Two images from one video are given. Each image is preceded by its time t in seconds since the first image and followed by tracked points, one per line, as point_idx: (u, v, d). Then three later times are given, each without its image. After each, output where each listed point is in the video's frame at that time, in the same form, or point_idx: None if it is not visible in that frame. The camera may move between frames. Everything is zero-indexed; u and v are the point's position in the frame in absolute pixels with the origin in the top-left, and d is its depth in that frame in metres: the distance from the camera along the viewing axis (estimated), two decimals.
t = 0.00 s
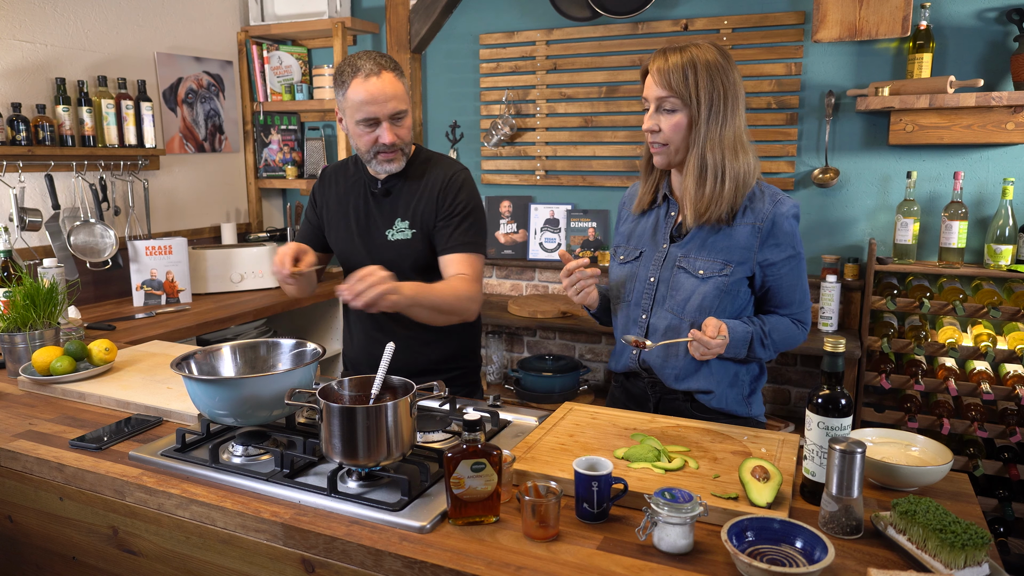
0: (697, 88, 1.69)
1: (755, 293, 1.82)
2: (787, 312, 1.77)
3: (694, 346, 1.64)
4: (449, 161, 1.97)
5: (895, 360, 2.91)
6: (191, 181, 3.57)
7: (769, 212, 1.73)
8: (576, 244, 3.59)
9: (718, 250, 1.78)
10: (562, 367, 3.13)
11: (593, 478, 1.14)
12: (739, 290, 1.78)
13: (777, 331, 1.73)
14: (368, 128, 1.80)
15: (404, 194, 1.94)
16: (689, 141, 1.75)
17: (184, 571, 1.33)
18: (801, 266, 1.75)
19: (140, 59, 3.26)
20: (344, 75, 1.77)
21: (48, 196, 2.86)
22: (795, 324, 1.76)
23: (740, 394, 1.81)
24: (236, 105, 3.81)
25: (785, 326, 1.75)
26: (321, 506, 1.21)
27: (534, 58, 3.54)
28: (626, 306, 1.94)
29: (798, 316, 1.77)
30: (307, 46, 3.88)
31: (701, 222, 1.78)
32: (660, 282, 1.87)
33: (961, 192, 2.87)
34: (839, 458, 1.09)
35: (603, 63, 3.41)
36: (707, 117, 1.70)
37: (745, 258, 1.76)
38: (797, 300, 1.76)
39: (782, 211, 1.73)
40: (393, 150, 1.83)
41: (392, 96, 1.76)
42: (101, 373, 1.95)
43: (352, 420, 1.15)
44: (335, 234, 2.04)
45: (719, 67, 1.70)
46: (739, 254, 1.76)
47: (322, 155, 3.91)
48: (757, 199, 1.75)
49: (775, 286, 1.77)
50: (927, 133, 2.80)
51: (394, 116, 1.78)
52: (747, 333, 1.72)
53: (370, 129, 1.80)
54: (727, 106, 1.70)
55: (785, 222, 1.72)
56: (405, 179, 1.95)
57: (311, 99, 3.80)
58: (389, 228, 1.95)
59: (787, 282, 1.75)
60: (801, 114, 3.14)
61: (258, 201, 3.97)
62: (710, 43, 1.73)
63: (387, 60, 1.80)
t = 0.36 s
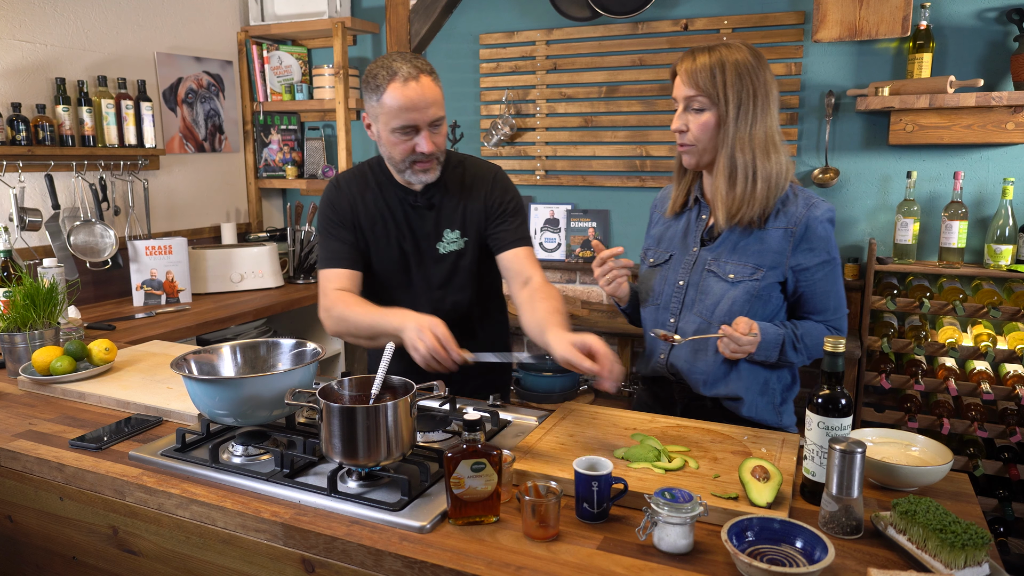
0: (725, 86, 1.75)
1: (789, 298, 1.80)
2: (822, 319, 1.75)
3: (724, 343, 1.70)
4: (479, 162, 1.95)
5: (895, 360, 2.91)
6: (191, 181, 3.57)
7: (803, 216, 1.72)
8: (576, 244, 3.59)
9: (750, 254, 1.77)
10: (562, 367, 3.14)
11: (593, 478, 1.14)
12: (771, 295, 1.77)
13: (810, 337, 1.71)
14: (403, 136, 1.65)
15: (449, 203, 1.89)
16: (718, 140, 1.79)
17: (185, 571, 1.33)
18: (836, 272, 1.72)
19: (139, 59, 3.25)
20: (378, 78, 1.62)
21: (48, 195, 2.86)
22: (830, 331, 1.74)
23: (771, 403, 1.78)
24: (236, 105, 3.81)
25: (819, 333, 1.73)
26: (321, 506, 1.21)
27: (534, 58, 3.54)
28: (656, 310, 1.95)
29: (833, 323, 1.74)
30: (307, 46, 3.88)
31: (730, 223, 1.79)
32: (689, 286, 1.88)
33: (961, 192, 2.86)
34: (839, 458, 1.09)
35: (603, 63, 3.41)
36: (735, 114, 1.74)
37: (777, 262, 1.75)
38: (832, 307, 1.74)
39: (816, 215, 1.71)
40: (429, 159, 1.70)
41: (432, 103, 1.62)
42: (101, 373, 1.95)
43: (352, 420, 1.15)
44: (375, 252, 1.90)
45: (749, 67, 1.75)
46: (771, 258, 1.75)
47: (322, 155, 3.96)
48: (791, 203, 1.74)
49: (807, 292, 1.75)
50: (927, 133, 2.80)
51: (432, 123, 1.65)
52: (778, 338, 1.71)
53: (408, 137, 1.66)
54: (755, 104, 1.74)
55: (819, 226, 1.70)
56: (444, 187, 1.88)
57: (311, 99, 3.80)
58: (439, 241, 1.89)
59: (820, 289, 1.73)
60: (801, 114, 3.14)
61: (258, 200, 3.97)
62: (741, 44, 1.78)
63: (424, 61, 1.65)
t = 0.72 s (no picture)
0: (788, 88, 1.67)
1: (827, 300, 1.79)
2: (861, 320, 1.75)
3: (775, 349, 1.65)
4: (526, 175, 1.86)
5: (895, 360, 2.91)
6: (191, 181, 3.57)
7: (845, 217, 1.71)
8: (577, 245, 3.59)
9: (792, 255, 1.75)
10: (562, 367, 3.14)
11: (592, 478, 1.14)
12: (812, 297, 1.75)
13: (854, 337, 1.72)
14: (463, 159, 1.52)
15: (507, 221, 1.79)
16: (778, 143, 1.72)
17: (185, 571, 1.33)
18: (876, 273, 1.72)
19: (139, 59, 3.26)
20: (437, 95, 1.48)
21: (48, 196, 2.86)
22: (870, 331, 1.74)
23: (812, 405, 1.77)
24: (236, 105, 3.81)
25: (860, 333, 1.73)
26: (321, 506, 1.21)
27: (534, 58, 3.54)
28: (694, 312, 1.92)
29: (873, 323, 1.75)
30: (307, 46, 3.88)
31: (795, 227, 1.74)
32: (729, 288, 1.84)
33: (960, 192, 2.86)
34: (839, 458, 1.09)
35: (603, 63, 3.41)
36: (799, 115, 1.68)
37: (819, 264, 1.73)
38: (872, 308, 1.74)
39: (858, 216, 1.70)
40: (490, 183, 1.56)
41: (496, 123, 1.49)
42: (101, 373, 1.95)
43: (352, 420, 1.15)
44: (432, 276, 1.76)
45: (799, 64, 1.69)
46: (813, 259, 1.73)
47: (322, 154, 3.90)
48: (832, 205, 1.73)
49: (849, 293, 1.74)
50: (927, 133, 2.80)
51: (495, 145, 1.51)
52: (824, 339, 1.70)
53: (469, 160, 1.52)
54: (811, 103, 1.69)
55: (861, 227, 1.70)
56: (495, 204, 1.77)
57: (311, 99, 3.79)
58: (494, 262, 1.80)
59: (861, 290, 1.72)
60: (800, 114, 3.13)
61: (258, 200, 3.97)
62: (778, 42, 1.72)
63: (484, 76, 1.52)
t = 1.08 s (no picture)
0: (809, 88, 1.67)
1: (837, 302, 1.79)
2: (870, 321, 1.76)
3: (794, 350, 1.66)
4: (558, 185, 1.86)
5: (895, 360, 2.91)
6: (191, 181, 3.57)
7: (857, 219, 1.72)
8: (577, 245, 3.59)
9: (805, 256, 1.75)
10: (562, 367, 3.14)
11: (593, 478, 1.14)
12: (823, 298, 1.75)
13: (863, 339, 1.73)
14: (503, 168, 1.51)
15: (537, 231, 1.79)
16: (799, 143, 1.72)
17: (185, 571, 1.33)
18: (885, 275, 1.73)
19: (138, 59, 3.26)
20: (481, 101, 1.47)
21: (48, 196, 2.86)
22: (877, 333, 1.76)
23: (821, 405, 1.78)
24: (236, 105, 3.81)
25: (868, 335, 1.74)
26: (321, 506, 1.21)
27: (534, 58, 3.54)
28: (704, 311, 1.91)
29: (880, 325, 1.76)
30: (306, 46, 3.89)
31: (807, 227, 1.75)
32: (742, 287, 1.84)
33: (960, 192, 2.86)
34: (839, 458, 1.09)
35: (603, 63, 3.41)
36: (818, 115, 1.69)
37: (831, 265, 1.73)
38: (880, 310, 1.75)
39: (871, 219, 1.71)
40: (526, 192, 1.57)
41: (539, 134, 1.48)
42: (101, 373, 1.95)
43: (351, 421, 1.15)
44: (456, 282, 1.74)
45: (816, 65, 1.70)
46: (826, 260, 1.73)
47: (322, 154, 3.91)
48: (845, 207, 1.74)
49: (860, 295, 1.74)
50: (927, 133, 2.80)
51: (536, 156, 1.51)
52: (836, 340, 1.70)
53: (510, 169, 1.51)
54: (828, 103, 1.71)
55: (872, 230, 1.71)
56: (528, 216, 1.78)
57: (311, 99, 3.79)
58: (521, 272, 1.80)
59: (871, 292, 1.73)
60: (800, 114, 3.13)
61: (258, 200, 3.97)
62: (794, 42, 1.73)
63: (530, 83, 1.51)
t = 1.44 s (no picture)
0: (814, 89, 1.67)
1: (838, 302, 1.79)
2: (870, 323, 1.76)
3: (796, 349, 1.66)
4: (565, 189, 1.86)
5: (895, 360, 2.90)
6: (191, 181, 3.57)
7: (860, 220, 1.71)
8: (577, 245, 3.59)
9: (807, 256, 1.75)
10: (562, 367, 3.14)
11: (593, 479, 1.14)
12: (825, 298, 1.75)
13: (863, 340, 1.73)
14: (513, 171, 1.51)
15: (543, 235, 1.79)
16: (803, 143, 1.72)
17: (185, 571, 1.33)
18: (886, 276, 1.73)
19: (139, 59, 3.26)
20: (492, 104, 1.47)
21: (48, 196, 2.86)
22: (876, 334, 1.76)
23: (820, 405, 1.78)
24: (236, 105, 3.81)
25: (868, 336, 1.74)
26: (321, 506, 1.21)
27: (534, 58, 3.54)
28: (705, 310, 1.91)
29: (880, 327, 1.77)
30: (306, 46, 3.89)
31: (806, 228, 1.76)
32: (744, 286, 1.83)
33: (960, 192, 2.86)
34: (839, 458, 1.09)
35: (603, 63, 3.41)
36: (822, 116, 1.69)
37: (833, 266, 1.73)
38: (880, 311, 1.75)
39: (873, 220, 1.71)
40: (535, 195, 1.56)
41: (548, 138, 1.48)
42: (101, 373, 1.95)
43: (351, 421, 1.15)
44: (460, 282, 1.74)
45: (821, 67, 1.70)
46: (828, 261, 1.73)
47: (322, 154, 3.91)
48: (847, 208, 1.74)
49: (860, 296, 1.74)
50: (928, 133, 2.80)
51: (546, 159, 1.51)
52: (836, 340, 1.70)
53: (518, 172, 1.51)
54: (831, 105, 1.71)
55: (874, 231, 1.71)
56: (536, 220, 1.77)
57: (311, 99, 3.79)
58: (526, 276, 1.80)
59: (872, 293, 1.73)
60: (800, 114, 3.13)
61: (258, 200, 3.97)
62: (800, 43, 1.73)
63: (541, 87, 1.51)
